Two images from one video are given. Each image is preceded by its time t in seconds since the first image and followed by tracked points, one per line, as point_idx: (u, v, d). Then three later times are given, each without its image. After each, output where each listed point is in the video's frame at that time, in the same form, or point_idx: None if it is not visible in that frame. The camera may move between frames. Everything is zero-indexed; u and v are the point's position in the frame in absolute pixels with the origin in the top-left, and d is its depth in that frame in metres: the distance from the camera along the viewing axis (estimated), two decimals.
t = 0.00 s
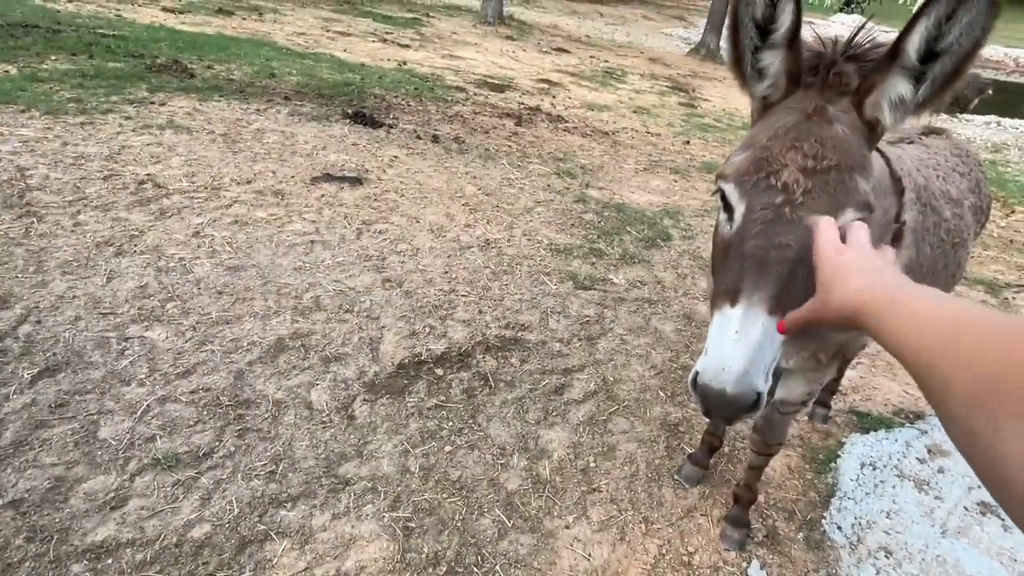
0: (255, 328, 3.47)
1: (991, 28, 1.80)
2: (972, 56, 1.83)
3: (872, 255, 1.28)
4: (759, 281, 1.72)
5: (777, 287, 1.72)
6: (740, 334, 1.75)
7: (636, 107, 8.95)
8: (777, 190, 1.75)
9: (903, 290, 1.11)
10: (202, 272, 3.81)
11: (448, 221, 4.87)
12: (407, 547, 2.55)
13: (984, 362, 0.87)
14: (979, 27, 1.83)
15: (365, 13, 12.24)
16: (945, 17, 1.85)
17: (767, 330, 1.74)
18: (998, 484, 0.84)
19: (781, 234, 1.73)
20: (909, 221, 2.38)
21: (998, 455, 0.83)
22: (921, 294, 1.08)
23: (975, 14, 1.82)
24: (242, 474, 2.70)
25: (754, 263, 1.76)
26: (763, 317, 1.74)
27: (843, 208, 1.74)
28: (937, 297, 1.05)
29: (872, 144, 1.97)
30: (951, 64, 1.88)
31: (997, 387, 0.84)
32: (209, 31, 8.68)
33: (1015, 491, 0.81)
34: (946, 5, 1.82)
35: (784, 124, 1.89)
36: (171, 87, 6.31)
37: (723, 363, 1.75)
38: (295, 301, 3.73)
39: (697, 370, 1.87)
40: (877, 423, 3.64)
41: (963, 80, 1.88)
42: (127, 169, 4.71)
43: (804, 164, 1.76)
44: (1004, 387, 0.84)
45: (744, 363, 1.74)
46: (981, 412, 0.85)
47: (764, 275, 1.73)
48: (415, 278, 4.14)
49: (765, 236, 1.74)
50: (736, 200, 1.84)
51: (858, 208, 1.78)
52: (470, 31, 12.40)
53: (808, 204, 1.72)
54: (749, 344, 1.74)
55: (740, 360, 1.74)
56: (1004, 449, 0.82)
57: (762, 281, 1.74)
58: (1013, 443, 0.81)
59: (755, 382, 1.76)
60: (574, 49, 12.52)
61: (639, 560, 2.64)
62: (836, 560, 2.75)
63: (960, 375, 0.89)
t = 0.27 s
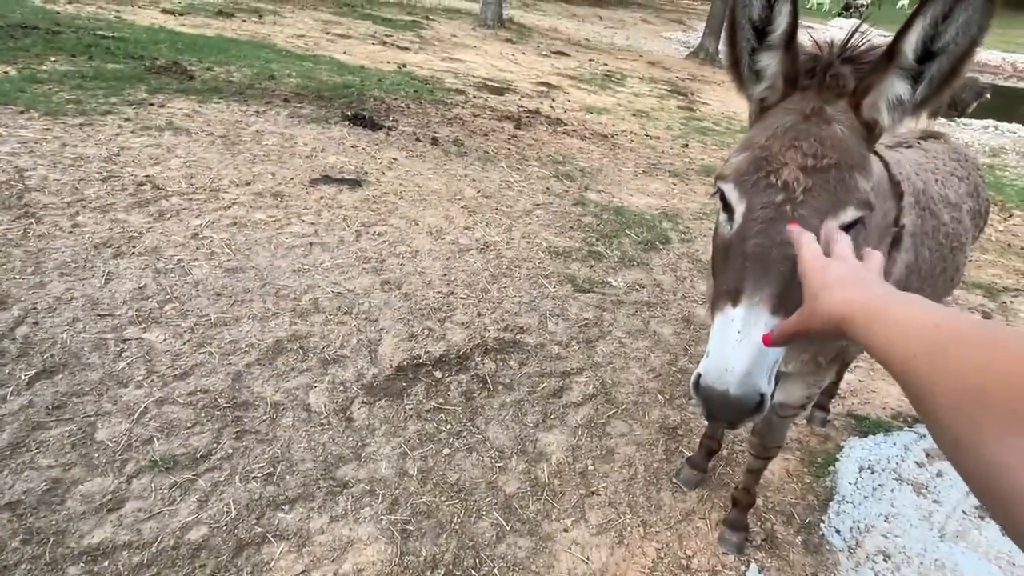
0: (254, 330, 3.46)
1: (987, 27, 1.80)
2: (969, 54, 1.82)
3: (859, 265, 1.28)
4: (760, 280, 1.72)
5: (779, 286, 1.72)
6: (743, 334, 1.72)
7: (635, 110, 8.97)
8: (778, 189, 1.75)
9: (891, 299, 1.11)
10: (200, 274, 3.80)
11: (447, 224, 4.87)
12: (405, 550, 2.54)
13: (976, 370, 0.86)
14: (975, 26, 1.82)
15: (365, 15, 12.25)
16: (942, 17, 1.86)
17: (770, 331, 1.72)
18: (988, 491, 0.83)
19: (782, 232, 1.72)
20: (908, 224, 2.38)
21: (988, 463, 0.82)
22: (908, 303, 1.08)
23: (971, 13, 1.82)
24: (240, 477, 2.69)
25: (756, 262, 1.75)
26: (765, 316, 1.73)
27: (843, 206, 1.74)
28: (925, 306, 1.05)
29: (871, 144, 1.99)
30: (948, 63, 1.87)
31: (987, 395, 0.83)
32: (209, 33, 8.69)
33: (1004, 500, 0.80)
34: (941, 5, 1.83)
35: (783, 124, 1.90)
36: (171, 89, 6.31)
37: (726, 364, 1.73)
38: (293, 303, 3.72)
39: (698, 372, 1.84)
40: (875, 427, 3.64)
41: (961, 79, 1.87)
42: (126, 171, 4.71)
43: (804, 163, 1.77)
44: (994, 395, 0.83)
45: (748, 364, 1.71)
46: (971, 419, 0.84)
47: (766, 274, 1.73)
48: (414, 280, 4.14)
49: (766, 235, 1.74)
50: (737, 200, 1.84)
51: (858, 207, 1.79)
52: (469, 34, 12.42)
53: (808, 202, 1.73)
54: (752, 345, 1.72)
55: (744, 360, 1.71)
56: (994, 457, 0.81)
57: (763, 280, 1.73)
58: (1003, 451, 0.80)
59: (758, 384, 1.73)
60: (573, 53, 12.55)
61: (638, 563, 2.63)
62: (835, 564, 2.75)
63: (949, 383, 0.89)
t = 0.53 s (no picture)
0: (253, 331, 3.46)
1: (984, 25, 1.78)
2: (966, 53, 1.81)
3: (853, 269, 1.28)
4: (761, 279, 1.73)
5: (780, 285, 1.72)
6: (745, 334, 1.73)
7: (635, 112, 8.98)
8: (778, 188, 1.76)
9: (887, 304, 1.10)
10: (200, 274, 3.80)
11: (447, 225, 4.87)
12: (403, 551, 2.54)
13: (975, 377, 0.86)
14: (973, 24, 1.81)
15: (365, 16, 12.26)
16: (939, 16, 1.85)
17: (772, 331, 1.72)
18: (984, 499, 0.82)
19: (782, 232, 1.73)
20: (907, 227, 2.39)
21: (985, 471, 0.81)
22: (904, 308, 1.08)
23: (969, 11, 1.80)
24: (238, 477, 2.69)
25: (756, 262, 1.75)
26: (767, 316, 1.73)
27: (844, 206, 1.75)
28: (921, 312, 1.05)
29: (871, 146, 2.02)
30: (946, 63, 1.85)
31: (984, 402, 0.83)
32: (209, 34, 8.70)
33: (998, 508, 0.80)
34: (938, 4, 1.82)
35: (783, 125, 1.90)
36: (171, 89, 6.31)
37: (728, 364, 1.73)
38: (293, 303, 3.72)
39: (699, 374, 1.84)
40: (874, 430, 3.64)
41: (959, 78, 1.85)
42: (126, 171, 4.71)
43: (804, 162, 1.77)
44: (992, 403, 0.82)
45: (749, 364, 1.72)
46: (968, 427, 0.84)
47: (767, 273, 1.73)
48: (414, 281, 4.14)
49: (767, 235, 1.75)
50: (737, 200, 1.84)
51: (859, 206, 1.79)
52: (470, 35, 12.44)
53: (808, 202, 1.73)
54: (754, 345, 1.72)
55: (745, 360, 1.72)
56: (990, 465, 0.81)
57: (764, 280, 1.73)
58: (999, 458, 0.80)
59: (760, 385, 1.73)
60: (574, 54, 12.56)
61: (636, 565, 2.63)
62: (833, 567, 2.75)
63: (946, 390, 0.88)
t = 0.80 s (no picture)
0: (252, 330, 3.46)
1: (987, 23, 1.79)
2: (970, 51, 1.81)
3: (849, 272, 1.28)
4: (762, 276, 1.73)
5: (781, 282, 1.72)
6: (745, 331, 1.72)
7: (635, 114, 8.98)
8: (779, 185, 1.76)
9: (884, 308, 1.10)
10: (199, 273, 3.80)
11: (447, 225, 4.87)
12: (401, 552, 2.54)
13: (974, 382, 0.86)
14: (975, 23, 1.82)
15: (366, 17, 12.27)
16: (942, 15, 1.87)
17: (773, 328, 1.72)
18: (983, 504, 0.82)
19: (784, 229, 1.73)
20: (907, 229, 2.39)
21: (984, 475, 0.81)
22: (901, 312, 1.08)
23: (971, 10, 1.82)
24: (237, 477, 2.69)
25: (757, 258, 1.75)
26: (768, 313, 1.72)
27: (845, 203, 1.75)
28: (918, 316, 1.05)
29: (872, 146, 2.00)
30: (948, 62, 1.86)
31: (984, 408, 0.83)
32: (210, 33, 8.70)
33: (997, 514, 0.79)
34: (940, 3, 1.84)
35: (784, 124, 1.91)
36: (172, 88, 6.31)
37: (728, 361, 1.72)
38: (292, 302, 3.72)
39: (700, 372, 1.84)
40: (872, 433, 3.64)
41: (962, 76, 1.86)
42: (126, 169, 4.71)
43: (805, 160, 1.77)
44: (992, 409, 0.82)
45: (750, 361, 1.71)
46: (966, 432, 0.84)
47: (768, 270, 1.73)
48: (413, 281, 4.14)
49: (768, 231, 1.75)
50: (738, 198, 1.84)
51: (861, 205, 1.79)
52: (471, 36, 12.45)
53: (810, 199, 1.73)
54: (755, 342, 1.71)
55: (746, 357, 1.71)
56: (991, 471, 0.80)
57: (765, 276, 1.73)
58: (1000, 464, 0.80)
59: (760, 383, 1.72)
60: (574, 56, 12.57)
61: (634, 567, 2.63)
62: (831, 570, 2.75)
63: (945, 394, 0.88)
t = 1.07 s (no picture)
0: (252, 327, 3.46)
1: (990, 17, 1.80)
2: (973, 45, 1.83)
3: (851, 272, 1.27)
4: (765, 269, 1.73)
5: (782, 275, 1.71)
6: (747, 324, 1.73)
7: (637, 114, 8.98)
8: (782, 179, 1.76)
9: (885, 309, 1.10)
10: (200, 269, 3.80)
11: (447, 224, 4.87)
12: (399, 550, 2.54)
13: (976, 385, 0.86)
14: (978, 16, 1.83)
15: (369, 14, 12.26)
16: (944, 8, 1.86)
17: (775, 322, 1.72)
18: (983, 505, 0.82)
19: (786, 223, 1.73)
20: (908, 232, 2.39)
21: (984, 477, 0.81)
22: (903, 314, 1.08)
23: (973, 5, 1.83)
24: (236, 473, 2.69)
25: (759, 251, 1.74)
26: (770, 306, 1.72)
27: (848, 197, 1.74)
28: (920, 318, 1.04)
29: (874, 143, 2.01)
30: (951, 57, 1.88)
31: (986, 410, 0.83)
32: (213, 29, 8.70)
33: (997, 513, 0.80)
34: None
35: (787, 120, 1.91)
36: (173, 84, 6.31)
37: (730, 354, 1.73)
38: (292, 300, 3.72)
39: (701, 368, 1.83)
40: (871, 435, 3.64)
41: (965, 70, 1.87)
42: (128, 165, 4.71)
43: (807, 154, 1.77)
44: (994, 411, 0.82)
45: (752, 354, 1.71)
46: (967, 434, 0.84)
47: (769, 263, 1.72)
48: (414, 280, 4.14)
49: (770, 224, 1.74)
50: (739, 192, 1.84)
51: (864, 200, 1.79)
52: (473, 35, 12.44)
53: (812, 192, 1.73)
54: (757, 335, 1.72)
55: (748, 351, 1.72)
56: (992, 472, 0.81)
57: (766, 269, 1.72)
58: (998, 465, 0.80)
59: (762, 377, 1.72)
60: (577, 56, 12.57)
61: (632, 567, 2.63)
62: (829, 572, 2.75)
63: (945, 397, 0.88)
